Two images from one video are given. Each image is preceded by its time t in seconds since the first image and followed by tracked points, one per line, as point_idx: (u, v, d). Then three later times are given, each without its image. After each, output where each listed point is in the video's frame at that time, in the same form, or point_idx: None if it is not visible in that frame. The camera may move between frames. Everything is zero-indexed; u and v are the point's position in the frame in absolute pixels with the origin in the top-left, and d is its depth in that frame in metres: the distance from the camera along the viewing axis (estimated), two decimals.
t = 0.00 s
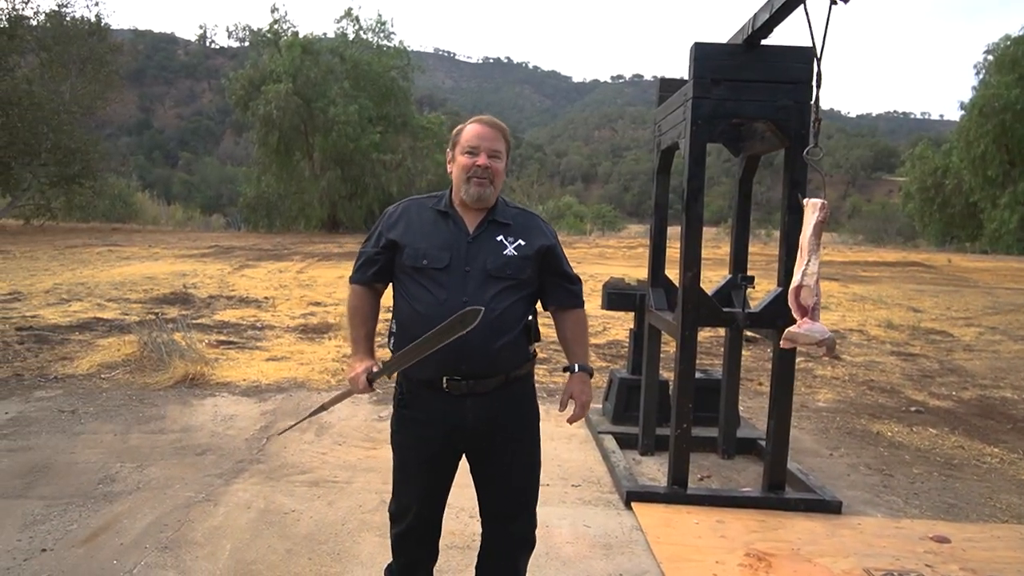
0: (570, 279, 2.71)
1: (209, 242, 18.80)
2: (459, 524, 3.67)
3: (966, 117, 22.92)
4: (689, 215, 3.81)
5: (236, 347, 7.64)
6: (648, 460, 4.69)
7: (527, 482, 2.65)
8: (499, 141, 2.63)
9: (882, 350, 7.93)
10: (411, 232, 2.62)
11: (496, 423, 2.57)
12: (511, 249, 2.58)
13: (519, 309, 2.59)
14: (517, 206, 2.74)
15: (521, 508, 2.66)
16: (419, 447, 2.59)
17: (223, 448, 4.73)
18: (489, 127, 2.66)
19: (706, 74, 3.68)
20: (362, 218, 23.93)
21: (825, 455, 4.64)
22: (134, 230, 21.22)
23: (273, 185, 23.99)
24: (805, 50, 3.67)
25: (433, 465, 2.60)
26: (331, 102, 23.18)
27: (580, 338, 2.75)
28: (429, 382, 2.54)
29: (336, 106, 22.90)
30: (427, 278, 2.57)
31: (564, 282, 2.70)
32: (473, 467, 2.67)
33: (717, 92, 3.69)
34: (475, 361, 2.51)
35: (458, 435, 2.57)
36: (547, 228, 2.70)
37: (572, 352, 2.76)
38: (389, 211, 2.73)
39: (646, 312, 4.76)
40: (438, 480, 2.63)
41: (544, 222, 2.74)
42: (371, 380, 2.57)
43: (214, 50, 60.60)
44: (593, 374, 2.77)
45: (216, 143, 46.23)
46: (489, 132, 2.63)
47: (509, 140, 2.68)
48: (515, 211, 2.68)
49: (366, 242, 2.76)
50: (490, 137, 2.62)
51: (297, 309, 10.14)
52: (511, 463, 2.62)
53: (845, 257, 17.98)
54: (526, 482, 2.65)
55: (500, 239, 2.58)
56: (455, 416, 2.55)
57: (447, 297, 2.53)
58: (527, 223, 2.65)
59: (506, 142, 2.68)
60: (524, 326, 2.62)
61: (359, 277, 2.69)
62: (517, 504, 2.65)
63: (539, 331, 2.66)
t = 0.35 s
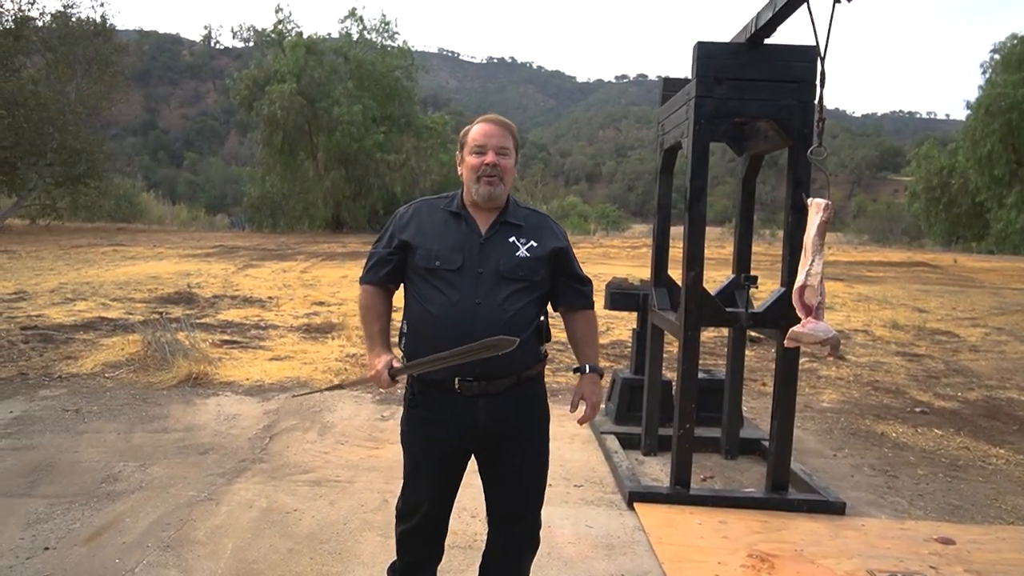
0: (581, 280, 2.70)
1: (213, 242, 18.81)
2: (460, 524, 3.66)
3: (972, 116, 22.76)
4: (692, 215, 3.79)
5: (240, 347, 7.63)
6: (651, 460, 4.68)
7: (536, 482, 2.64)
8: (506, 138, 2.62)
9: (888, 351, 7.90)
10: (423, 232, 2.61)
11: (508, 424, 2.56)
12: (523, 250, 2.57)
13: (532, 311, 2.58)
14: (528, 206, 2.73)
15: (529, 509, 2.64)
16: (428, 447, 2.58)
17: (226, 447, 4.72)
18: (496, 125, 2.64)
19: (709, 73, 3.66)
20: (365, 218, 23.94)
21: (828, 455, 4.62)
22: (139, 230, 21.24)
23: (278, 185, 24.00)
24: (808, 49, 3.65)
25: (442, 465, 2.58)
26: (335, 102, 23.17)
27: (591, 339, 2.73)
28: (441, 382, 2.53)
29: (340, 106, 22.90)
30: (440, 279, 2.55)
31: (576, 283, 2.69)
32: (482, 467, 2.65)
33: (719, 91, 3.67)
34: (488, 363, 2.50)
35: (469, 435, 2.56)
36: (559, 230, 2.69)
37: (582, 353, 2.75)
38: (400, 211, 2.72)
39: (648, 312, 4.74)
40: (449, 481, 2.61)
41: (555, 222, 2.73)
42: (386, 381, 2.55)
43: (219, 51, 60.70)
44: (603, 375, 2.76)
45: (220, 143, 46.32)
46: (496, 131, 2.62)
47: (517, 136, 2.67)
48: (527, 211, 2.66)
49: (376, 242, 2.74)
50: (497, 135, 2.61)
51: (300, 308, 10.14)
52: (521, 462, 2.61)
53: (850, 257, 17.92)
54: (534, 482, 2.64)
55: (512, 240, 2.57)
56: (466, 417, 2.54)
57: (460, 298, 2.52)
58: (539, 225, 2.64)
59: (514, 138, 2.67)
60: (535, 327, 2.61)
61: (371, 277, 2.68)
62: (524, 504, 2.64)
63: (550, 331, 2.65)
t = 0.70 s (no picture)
0: (595, 283, 2.71)
1: (216, 242, 18.81)
2: (462, 524, 3.64)
3: (978, 115, 22.63)
4: (696, 214, 3.77)
5: (243, 346, 7.62)
6: (654, 460, 4.66)
7: (536, 480, 2.64)
8: (516, 138, 2.60)
9: (892, 351, 7.87)
10: (441, 231, 2.57)
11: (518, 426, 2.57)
12: (540, 253, 2.56)
13: (545, 315, 2.58)
14: (544, 206, 2.72)
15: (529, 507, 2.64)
16: (434, 445, 2.56)
17: (229, 446, 4.71)
18: (510, 125, 2.62)
19: (714, 71, 3.64)
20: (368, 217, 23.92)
21: (833, 456, 4.60)
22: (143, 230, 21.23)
23: (281, 185, 24.00)
24: (814, 47, 3.62)
25: (447, 463, 2.57)
26: (338, 102, 23.13)
27: (601, 341, 2.75)
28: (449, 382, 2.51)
29: (343, 106, 22.85)
30: (455, 279, 2.52)
31: (590, 286, 2.70)
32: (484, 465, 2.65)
33: (724, 89, 3.65)
34: (500, 363, 2.51)
35: (474, 434, 2.54)
36: (574, 233, 2.68)
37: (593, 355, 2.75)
38: (415, 206, 2.67)
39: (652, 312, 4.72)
40: (451, 479, 2.60)
41: (571, 224, 2.73)
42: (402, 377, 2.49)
43: (223, 51, 60.71)
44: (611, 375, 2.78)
45: (224, 143, 46.32)
46: (509, 131, 2.60)
47: (527, 136, 2.64)
48: (544, 213, 2.65)
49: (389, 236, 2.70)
50: (508, 136, 2.59)
51: (303, 308, 10.12)
52: (523, 460, 2.61)
53: (855, 257, 17.85)
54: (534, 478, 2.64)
55: (529, 243, 2.56)
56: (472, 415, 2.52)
57: (475, 298, 2.50)
58: (556, 227, 2.64)
59: (525, 138, 2.64)
60: (546, 330, 2.61)
61: (386, 271, 2.63)
62: (524, 501, 2.64)
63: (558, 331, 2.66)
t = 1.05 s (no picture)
0: (577, 278, 2.74)
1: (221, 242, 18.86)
2: (467, 525, 3.64)
3: (983, 115, 22.50)
4: (700, 214, 3.76)
5: (247, 347, 7.63)
6: (658, 461, 4.65)
7: (529, 477, 2.65)
8: (496, 140, 2.61)
9: (897, 352, 7.85)
10: (425, 232, 2.57)
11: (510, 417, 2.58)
12: (523, 250, 2.58)
13: (530, 311, 2.60)
14: (524, 204, 2.73)
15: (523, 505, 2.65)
16: (426, 445, 2.57)
17: (233, 446, 4.72)
18: (487, 127, 2.64)
19: (718, 71, 3.63)
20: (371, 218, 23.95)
21: (837, 457, 4.58)
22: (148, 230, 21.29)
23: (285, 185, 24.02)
24: (820, 47, 3.61)
25: (440, 463, 2.58)
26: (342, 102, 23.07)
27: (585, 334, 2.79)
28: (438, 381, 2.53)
29: (347, 106, 22.82)
30: (442, 279, 2.52)
31: (572, 282, 2.73)
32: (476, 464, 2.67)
33: (728, 89, 3.64)
34: (489, 360, 2.54)
35: (465, 432, 2.56)
36: (555, 229, 2.71)
37: (581, 348, 2.81)
38: (396, 210, 2.66)
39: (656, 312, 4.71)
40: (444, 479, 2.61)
41: (551, 221, 2.75)
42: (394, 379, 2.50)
43: (227, 52, 60.79)
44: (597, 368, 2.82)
45: (228, 144, 46.39)
46: (487, 132, 2.61)
47: (508, 137, 2.66)
48: (524, 211, 2.67)
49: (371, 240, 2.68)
50: (489, 138, 2.61)
51: (307, 308, 10.13)
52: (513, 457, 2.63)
53: (860, 257, 17.80)
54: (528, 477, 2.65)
55: (512, 240, 2.57)
56: (462, 415, 2.54)
57: (463, 297, 2.51)
58: (537, 224, 2.65)
59: (505, 140, 2.66)
60: (532, 327, 2.63)
61: (370, 275, 2.62)
62: (519, 499, 2.64)
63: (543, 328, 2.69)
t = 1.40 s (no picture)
0: (531, 271, 2.79)
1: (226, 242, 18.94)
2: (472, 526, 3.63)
3: (990, 115, 22.39)
4: (705, 215, 3.76)
5: (253, 347, 7.64)
6: (663, 461, 4.65)
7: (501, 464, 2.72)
8: (443, 141, 2.67)
9: (902, 353, 7.83)
10: (382, 235, 2.63)
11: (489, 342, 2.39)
12: (477, 247, 2.63)
13: (487, 305, 2.66)
14: (478, 202, 2.79)
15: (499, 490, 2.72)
16: (394, 441, 2.63)
17: (239, 446, 4.72)
18: (434, 129, 2.70)
19: (724, 72, 3.63)
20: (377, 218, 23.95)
21: (843, 458, 4.57)
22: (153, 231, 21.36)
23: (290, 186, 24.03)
24: (827, 46, 3.60)
25: (411, 456, 2.66)
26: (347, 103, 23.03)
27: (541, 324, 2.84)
28: (402, 378, 2.59)
29: (351, 106, 22.76)
30: (401, 279, 2.59)
31: (527, 275, 2.79)
32: (449, 453, 2.73)
33: (734, 89, 3.64)
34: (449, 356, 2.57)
35: (431, 425, 2.62)
36: (509, 225, 2.76)
37: (534, 336, 2.85)
38: (353, 215, 2.72)
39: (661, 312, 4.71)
40: (417, 470, 2.69)
41: (505, 217, 2.80)
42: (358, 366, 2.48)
43: (232, 53, 60.89)
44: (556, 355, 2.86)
45: (233, 145, 46.56)
46: (434, 135, 2.67)
47: (455, 137, 2.72)
48: (478, 209, 2.72)
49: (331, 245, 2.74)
50: (435, 139, 2.66)
51: (312, 308, 10.15)
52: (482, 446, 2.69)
53: (865, 258, 17.77)
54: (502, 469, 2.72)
55: (465, 238, 2.63)
56: (426, 409, 2.60)
57: (421, 297, 2.57)
58: (490, 221, 2.71)
59: (452, 140, 2.72)
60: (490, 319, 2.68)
61: (331, 276, 2.66)
62: (495, 484, 2.72)
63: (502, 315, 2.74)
